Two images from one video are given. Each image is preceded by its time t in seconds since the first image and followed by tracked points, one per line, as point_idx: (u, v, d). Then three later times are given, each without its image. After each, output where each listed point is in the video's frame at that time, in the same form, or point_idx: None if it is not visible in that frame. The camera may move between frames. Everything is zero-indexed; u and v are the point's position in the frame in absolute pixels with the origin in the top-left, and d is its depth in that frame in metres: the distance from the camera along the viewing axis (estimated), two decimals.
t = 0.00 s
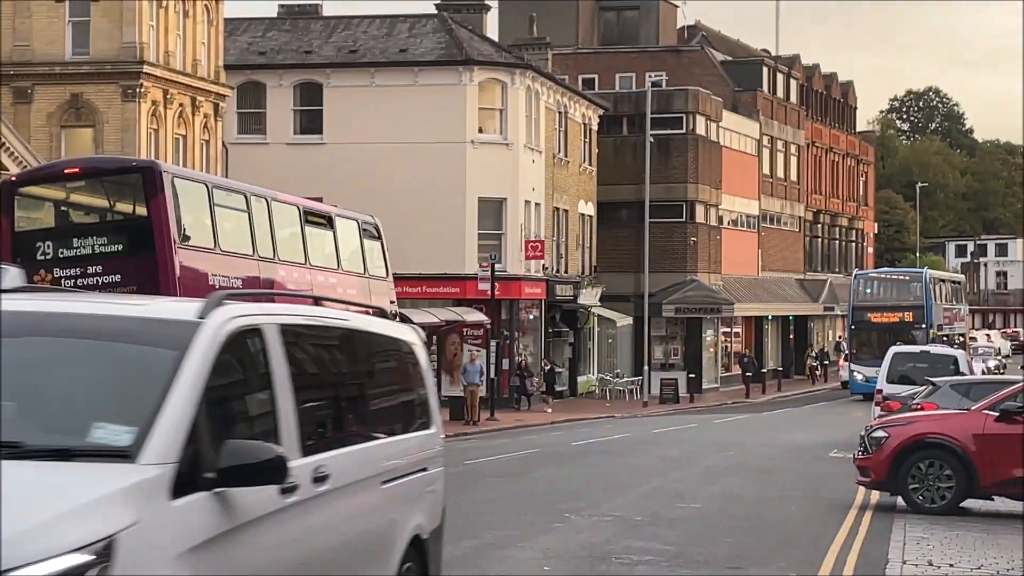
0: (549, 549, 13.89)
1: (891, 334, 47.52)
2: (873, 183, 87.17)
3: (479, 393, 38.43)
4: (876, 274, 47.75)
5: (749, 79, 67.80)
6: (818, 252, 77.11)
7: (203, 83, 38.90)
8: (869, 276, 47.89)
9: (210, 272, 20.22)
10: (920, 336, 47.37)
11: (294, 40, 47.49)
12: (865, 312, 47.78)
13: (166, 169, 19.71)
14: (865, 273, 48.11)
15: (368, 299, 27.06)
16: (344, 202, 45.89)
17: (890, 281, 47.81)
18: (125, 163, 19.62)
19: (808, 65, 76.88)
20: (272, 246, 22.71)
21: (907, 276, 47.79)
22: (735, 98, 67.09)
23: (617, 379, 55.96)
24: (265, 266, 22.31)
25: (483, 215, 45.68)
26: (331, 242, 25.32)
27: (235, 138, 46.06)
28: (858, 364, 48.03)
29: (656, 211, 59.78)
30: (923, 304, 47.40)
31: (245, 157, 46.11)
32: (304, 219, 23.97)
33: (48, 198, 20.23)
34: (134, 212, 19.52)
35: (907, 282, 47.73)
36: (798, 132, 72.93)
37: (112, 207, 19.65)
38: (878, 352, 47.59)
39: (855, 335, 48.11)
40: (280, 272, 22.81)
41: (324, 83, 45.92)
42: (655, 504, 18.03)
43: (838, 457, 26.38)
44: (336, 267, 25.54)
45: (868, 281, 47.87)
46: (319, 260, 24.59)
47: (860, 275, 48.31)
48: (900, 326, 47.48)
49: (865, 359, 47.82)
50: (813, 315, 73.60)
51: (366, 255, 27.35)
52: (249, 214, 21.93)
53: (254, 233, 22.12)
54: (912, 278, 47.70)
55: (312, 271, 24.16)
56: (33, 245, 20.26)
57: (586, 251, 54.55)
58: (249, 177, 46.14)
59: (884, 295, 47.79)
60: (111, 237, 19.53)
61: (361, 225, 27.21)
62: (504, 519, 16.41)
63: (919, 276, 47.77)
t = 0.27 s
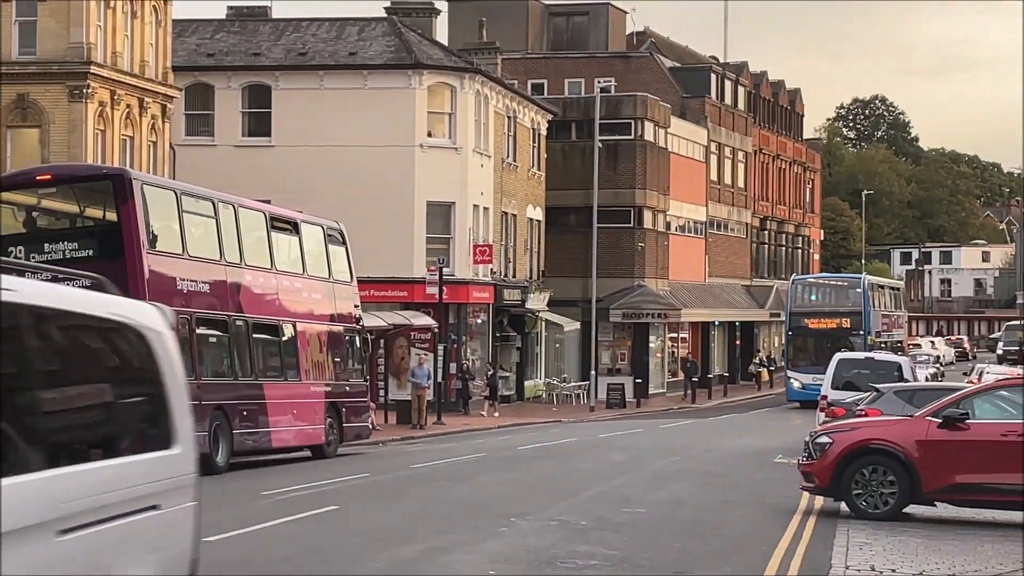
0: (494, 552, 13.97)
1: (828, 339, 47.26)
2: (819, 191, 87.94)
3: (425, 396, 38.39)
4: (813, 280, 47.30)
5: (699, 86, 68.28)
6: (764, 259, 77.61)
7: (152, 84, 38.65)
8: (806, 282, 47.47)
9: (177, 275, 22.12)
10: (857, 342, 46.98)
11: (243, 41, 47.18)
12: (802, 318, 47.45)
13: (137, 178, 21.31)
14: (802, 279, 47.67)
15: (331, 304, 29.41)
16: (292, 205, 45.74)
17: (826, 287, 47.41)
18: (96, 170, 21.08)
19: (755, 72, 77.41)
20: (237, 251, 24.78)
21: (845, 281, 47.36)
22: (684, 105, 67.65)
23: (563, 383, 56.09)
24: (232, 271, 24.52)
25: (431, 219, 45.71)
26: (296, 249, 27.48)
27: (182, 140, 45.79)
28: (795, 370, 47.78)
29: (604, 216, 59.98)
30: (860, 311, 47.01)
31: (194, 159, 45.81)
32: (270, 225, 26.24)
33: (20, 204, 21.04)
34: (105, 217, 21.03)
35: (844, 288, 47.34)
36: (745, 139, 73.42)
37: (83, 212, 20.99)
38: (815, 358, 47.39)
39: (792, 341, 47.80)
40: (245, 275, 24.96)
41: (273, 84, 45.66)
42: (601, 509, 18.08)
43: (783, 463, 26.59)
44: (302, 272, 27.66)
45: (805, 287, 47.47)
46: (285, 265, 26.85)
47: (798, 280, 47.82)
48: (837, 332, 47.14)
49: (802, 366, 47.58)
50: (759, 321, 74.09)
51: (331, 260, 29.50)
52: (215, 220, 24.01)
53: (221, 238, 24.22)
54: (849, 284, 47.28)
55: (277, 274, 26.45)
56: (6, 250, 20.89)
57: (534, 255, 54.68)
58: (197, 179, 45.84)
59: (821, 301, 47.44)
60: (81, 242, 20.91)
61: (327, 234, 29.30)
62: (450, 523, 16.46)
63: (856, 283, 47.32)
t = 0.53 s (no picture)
0: (442, 556, 13.98)
1: (769, 343, 46.34)
2: (769, 196, 88.55)
3: (375, 399, 38.29)
4: (756, 283, 46.43)
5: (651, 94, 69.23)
6: (714, 264, 77.97)
7: (101, 85, 38.36)
8: (748, 285, 46.60)
9: (146, 279, 22.77)
10: (799, 347, 46.26)
11: (194, 43, 46.89)
12: (744, 321, 46.75)
13: (106, 184, 21.98)
14: (744, 281, 46.81)
15: (296, 308, 29.95)
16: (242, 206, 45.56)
17: (769, 290, 46.52)
18: (67, 177, 21.72)
19: (706, 78, 77.83)
20: (205, 255, 25.53)
21: (788, 285, 46.54)
22: (635, 110, 67.91)
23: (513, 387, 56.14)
24: (199, 275, 25.18)
25: (382, 222, 45.63)
26: (263, 253, 28.27)
27: (132, 141, 45.55)
28: (735, 375, 46.97)
29: (555, 220, 60.10)
30: (802, 315, 46.28)
31: (143, 160, 45.55)
32: (236, 229, 27.02)
33: None
34: (74, 222, 21.62)
35: (787, 293, 46.49)
36: (696, 144, 73.80)
37: (52, 217, 21.61)
38: (756, 363, 46.56)
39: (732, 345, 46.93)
40: (212, 280, 25.69)
41: (224, 86, 45.48)
42: (551, 513, 18.12)
43: (732, 467, 26.75)
44: (267, 276, 28.30)
45: (746, 290, 46.60)
46: (251, 269, 27.52)
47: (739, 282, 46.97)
48: (778, 336, 46.29)
49: (742, 371, 46.78)
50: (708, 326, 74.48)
51: (296, 265, 30.14)
52: (183, 224, 24.78)
53: (188, 243, 24.96)
54: (792, 288, 46.44)
55: (243, 278, 27.08)
56: None
57: (485, 259, 54.74)
58: (147, 180, 45.56)
59: (762, 305, 46.61)
60: (51, 247, 21.53)
61: (292, 238, 29.95)
62: (399, 526, 16.47)
63: (799, 287, 46.50)
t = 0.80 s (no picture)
0: (398, 560, 13.90)
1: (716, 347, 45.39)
2: (726, 201, 88.87)
3: (332, 403, 38.10)
4: (705, 286, 45.35)
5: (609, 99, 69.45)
6: (673, 268, 78.11)
7: (57, 85, 38.06)
8: (697, 288, 45.48)
9: (117, 282, 23.09)
10: (749, 353, 45.30)
11: (150, 44, 46.53)
12: (692, 326, 45.63)
13: (79, 190, 22.29)
14: (693, 285, 45.66)
15: (265, 312, 30.33)
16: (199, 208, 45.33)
17: (719, 294, 45.43)
18: (40, 182, 22.03)
19: (665, 82, 78.00)
20: (177, 260, 25.84)
21: (738, 289, 45.51)
22: (594, 113, 68.02)
23: (471, 391, 56.07)
24: (171, 278, 25.46)
25: (340, 225, 45.42)
26: (234, 258, 28.64)
27: (88, 141, 45.34)
28: (682, 382, 45.94)
29: (513, 224, 60.08)
30: (751, 320, 45.35)
31: (99, 160, 45.34)
32: (208, 235, 27.45)
33: None
34: (47, 227, 21.94)
35: (736, 297, 45.48)
36: (654, 148, 73.97)
37: (25, 221, 21.95)
38: (703, 369, 45.61)
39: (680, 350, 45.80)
40: (184, 283, 25.98)
41: (181, 87, 45.20)
42: (507, 517, 18.04)
43: (688, 472, 26.79)
44: (237, 280, 28.69)
45: (696, 293, 45.48)
46: (222, 273, 27.87)
47: (688, 286, 45.78)
48: (727, 341, 45.25)
49: (690, 376, 45.81)
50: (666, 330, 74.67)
51: (267, 269, 30.47)
52: (154, 230, 25.10)
53: (160, 248, 25.27)
54: (742, 292, 45.42)
55: (213, 282, 27.40)
56: None
57: (443, 262, 54.62)
58: (105, 181, 45.29)
59: (711, 309, 45.54)
60: (24, 251, 21.87)
61: (262, 242, 30.31)
62: (355, 530, 16.37)
63: (749, 291, 45.52)
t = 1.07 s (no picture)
0: (362, 561, 13.88)
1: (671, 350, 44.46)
2: (692, 204, 89.14)
3: (295, 405, 37.99)
4: (661, 287, 44.33)
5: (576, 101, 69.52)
6: (637, 270, 78.24)
7: (21, 84, 37.81)
8: (653, 289, 44.45)
9: (97, 285, 23.66)
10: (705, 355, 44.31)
11: (115, 43, 46.28)
12: (648, 327, 44.60)
13: (60, 194, 22.92)
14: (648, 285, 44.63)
15: (243, 314, 30.79)
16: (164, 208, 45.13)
17: (675, 294, 44.44)
18: (22, 186, 22.69)
19: (631, 85, 78.13)
20: (156, 263, 26.31)
21: (695, 290, 44.50)
22: (560, 116, 68.09)
23: (436, 392, 56.01)
24: (150, 280, 25.94)
25: (305, 226, 45.32)
26: (212, 262, 29.17)
27: (53, 141, 44.95)
28: (637, 385, 45.03)
29: (478, 225, 60.09)
30: (708, 321, 44.37)
31: (62, 160, 45.00)
32: (186, 238, 27.96)
33: None
34: (29, 229, 22.59)
35: (693, 297, 44.51)
36: (620, 151, 74.09)
37: (8, 225, 22.60)
38: (659, 371, 44.71)
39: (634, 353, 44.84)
40: (162, 286, 26.45)
41: (146, 87, 44.95)
42: (471, 519, 18.01)
43: (651, 474, 26.82)
44: (215, 283, 29.22)
45: (652, 294, 44.45)
46: (200, 275, 28.37)
47: (643, 286, 44.77)
48: (682, 343, 44.33)
49: (645, 379, 44.88)
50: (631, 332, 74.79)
51: (244, 272, 30.96)
52: (134, 233, 25.58)
53: (140, 251, 25.74)
54: (699, 293, 44.43)
55: (191, 284, 27.90)
56: None
57: (408, 264, 54.53)
58: (70, 181, 44.96)
59: (667, 309, 44.54)
60: (6, 253, 22.51)
61: (240, 245, 30.83)
62: (319, 532, 16.33)
63: (706, 292, 44.51)
